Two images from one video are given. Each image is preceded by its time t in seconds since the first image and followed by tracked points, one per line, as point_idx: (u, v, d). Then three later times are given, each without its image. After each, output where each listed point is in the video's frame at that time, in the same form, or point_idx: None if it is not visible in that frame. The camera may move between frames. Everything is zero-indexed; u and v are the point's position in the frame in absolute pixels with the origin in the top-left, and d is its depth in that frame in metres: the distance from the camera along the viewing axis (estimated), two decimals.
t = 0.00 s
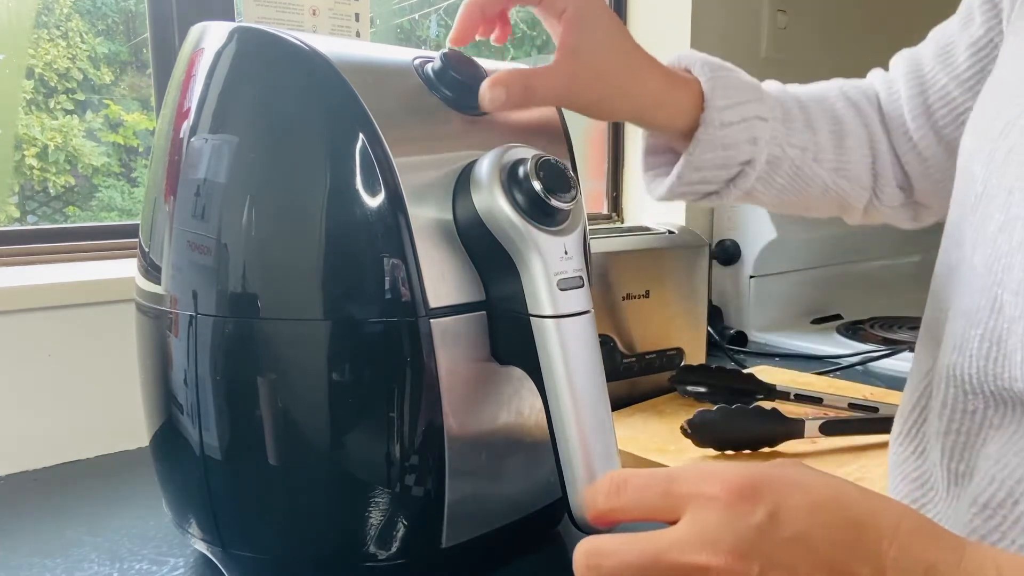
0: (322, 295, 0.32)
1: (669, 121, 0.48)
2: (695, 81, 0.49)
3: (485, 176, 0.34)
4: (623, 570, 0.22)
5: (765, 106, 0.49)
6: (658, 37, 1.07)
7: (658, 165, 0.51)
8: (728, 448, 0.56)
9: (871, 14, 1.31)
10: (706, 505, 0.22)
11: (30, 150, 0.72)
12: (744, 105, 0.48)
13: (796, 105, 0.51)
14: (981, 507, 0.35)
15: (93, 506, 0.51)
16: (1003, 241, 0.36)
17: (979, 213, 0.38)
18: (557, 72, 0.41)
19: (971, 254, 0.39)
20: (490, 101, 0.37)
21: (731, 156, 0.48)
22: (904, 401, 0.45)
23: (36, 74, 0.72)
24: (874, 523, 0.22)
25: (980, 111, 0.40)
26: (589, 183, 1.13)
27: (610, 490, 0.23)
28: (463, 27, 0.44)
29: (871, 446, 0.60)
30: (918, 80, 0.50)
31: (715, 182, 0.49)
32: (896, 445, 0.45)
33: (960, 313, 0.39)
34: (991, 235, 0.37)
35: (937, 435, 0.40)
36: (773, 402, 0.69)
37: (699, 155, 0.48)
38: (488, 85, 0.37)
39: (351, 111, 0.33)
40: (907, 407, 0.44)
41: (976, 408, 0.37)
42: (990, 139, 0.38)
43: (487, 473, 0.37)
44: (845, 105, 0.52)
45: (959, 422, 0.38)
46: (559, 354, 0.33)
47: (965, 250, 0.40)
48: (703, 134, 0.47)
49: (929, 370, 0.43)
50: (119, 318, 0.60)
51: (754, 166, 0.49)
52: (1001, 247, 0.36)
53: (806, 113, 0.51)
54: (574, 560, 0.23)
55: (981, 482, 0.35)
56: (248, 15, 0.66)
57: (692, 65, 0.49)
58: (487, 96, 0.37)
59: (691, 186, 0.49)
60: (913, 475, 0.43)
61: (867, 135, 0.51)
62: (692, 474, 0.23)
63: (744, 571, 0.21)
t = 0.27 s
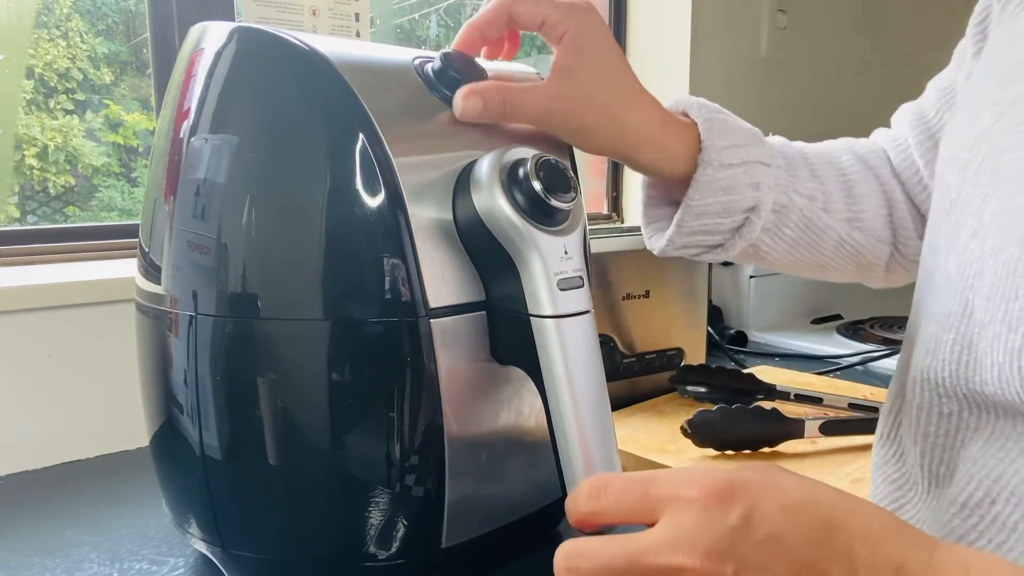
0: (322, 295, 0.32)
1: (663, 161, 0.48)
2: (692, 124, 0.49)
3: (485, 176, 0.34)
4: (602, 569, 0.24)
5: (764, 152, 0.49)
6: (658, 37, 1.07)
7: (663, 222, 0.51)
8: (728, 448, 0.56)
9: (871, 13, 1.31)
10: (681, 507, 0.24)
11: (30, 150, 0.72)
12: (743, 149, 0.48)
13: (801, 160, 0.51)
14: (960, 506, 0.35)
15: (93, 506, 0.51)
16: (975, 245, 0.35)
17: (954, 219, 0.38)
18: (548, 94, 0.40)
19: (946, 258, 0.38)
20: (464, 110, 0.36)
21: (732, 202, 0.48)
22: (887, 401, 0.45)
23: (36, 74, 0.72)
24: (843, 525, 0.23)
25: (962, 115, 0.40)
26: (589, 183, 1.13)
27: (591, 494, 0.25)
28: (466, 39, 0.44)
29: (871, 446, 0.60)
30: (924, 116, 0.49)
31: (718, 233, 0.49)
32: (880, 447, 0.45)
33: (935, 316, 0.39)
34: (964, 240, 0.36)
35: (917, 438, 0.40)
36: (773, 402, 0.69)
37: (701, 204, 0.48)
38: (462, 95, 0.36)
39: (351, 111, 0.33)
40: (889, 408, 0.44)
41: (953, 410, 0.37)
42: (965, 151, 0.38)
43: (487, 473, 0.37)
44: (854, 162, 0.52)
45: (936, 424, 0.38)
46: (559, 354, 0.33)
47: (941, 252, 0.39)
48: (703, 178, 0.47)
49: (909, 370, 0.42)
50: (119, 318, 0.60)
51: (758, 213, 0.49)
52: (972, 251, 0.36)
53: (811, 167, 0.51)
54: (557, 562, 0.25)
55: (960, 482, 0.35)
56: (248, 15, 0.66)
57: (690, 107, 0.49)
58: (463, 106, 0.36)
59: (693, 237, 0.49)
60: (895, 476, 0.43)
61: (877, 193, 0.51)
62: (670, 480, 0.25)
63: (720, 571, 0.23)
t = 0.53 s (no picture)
0: (322, 295, 0.32)
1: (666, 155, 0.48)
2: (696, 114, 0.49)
3: (485, 176, 0.34)
4: (586, 559, 0.26)
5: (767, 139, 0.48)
6: (658, 36, 1.07)
7: (662, 213, 0.50)
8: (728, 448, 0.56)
9: (871, 13, 1.31)
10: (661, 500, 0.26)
11: (30, 150, 0.72)
12: (747, 137, 0.47)
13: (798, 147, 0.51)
14: (944, 503, 0.36)
15: (93, 506, 0.51)
16: (955, 246, 0.35)
17: (938, 219, 0.38)
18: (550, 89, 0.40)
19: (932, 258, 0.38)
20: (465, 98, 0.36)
21: (736, 189, 0.47)
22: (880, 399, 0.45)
23: (36, 74, 0.72)
24: (815, 519, 0.25)
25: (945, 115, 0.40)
26: (589, 183, 1.13)
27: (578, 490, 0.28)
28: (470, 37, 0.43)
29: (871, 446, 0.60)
30: (918, 113, 0.50)
31: (721, 222, 0.48)
32: (873, 445, 0.45)
33: (922, 315, 0.39)
34: (947, 240, 0.36)
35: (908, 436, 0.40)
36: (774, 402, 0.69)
37: (704, 191, 0.47)
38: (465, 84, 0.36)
39: (351, 111, 0.33)
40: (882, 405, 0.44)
41: (942, 408, 0.37)
42: (950, 148, 0.38)
43: (487, 473, 0.37)
44: (851, 153, 0.52)
45: (925, 422, 0.38)
46: (559, 354, 0.33)
47: (928, 252, 0.39)
48: (706, 164, 0.46)
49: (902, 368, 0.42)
50: (119, 318, 0.60)
51: (761, 201, 0.48)
52: (953, 251, 0.36)
53: (809, 154, 0.51)
54: (545, 553, 0.27)
55: (944, 479, 0.36)
56: (249, 15, 0.66)
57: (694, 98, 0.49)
58: (465, 95, 0.36)
59: (697, 225, 0.48)
60: (889, 474, 0.43)
61: (872, 183, 0.51)
62: (652, 477, 0.27)
63: (695, 560, 0.25)
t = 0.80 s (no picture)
0: (322, 295, 0.32)
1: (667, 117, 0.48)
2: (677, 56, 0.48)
3: (485, 176, 0.34)
4: None
5: (747, 89, 0.49)
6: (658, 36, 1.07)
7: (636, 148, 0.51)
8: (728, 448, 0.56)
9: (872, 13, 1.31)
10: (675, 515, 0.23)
11: (30, 150, 0.72)
12: (723, 83, 0.48)
13: (777, 94, 0.50)
14: (955, 508, 0.35)
15: (93, 506, 0.51)
16: (966, 245, 0.35)
17: (948, 220, 0.37)
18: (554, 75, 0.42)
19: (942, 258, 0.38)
20: (489, 97, 0.37)
21: (708, 132, 0.48)
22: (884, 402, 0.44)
23: (36, 74, 0.72)
24: (844, 533, 0.22)
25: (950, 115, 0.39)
26: (589, 183, 1.13)
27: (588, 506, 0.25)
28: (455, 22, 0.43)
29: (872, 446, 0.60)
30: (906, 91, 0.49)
31: (689, 159, 0.49)
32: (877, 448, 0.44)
33: (930, 317, 0.38)
34: (957, 240, 0.36)
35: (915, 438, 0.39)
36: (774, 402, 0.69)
37: (677, 132, 0.47)
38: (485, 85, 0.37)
39: (351, 110, 0.33)
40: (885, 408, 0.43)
41: (954, 411, 0.37)
42: (960, 145, 0.37)
43: (487, 474, 0.37)
44: (825, 100, 0.51)
45: (933, 426, 0.38)
46: (559, 354, 0.33)
47: (938, 252, 0.39)
48: (679, 108, 0.47)
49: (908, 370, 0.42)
50: (119, 318, 0.60)
51: (731, 145, 0.48)
52: (965, 251, 0.35)
53: (785, 102, 0.50)
54: (556, 573, 0.25)
55: (954, 483, 0.35)
56: (249, 15, 0.67)
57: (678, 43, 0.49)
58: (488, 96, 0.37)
59: (667, 162, 0.49)
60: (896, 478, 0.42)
61: (842, 140, 0.50)
62: (666, 490, 0.24)
63: None
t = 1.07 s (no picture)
0: (322, 295, 0.32)
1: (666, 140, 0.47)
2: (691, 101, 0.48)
3: (485, 176, 0.34)
4: None
5: (761, 126, 0.49)
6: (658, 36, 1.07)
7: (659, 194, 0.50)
8: (728, 448, 0.56)
9: (871, 13, 1.31)
10: (710, 535, 0.21)
11: (30, 150, 0.72)
12: (740, 123, 0.48)
13: (798, 140, 0.51)
14: (970, 510, 0.35)
15: (94, 506, 0.51)
16: (989, 243, 0.36)
17: (963, 216, 0.38)
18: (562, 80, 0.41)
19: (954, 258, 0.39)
20: (491, 102, 0.36)
21: (729, 172, 0.48)
22: (892, 403, 0.45)
23: (36, 74, 0.72)
24: (879, 551, 0.21)
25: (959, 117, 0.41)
26: (589, 183, 1.13)
27: (610, 527, 0.22)
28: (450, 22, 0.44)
29: (872, 446, 0.60)
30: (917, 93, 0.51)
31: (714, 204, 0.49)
32: (884, 448, 0.45)
33: (943, 317, 0.39)
34: (975, 239, 0.37)
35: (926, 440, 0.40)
36: (774, 402, 0.69)
37: (697, 177, 0.47)
38: (494, 87, 0.37)
39: (351, 110, 0.33)
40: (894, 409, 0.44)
41: (964, 410, 0.38)
42: (972, 145, 0.38)
43: (487, 474, 0.37)
44: (848, 142, 0.52)
45: (948, 424, 0.39)
46: (559, 354, 0.33)
47: (949, 252, 0.40)
48: (700, 151, 0.47)
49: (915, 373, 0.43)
50: (119, 318, 0.60)
51: (755, 186, 0.49)
52: (984, 251, 0.36)
53: (807, 145, 0.51)
54: None
55: (969, 485, 0.36)
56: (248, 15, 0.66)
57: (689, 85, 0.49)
58: (495, 100, 0.37)
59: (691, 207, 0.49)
60: (900, 479, 0.43)
61: (870, 172, 0.51)
62: (695, 507, 0.22)
63: None
